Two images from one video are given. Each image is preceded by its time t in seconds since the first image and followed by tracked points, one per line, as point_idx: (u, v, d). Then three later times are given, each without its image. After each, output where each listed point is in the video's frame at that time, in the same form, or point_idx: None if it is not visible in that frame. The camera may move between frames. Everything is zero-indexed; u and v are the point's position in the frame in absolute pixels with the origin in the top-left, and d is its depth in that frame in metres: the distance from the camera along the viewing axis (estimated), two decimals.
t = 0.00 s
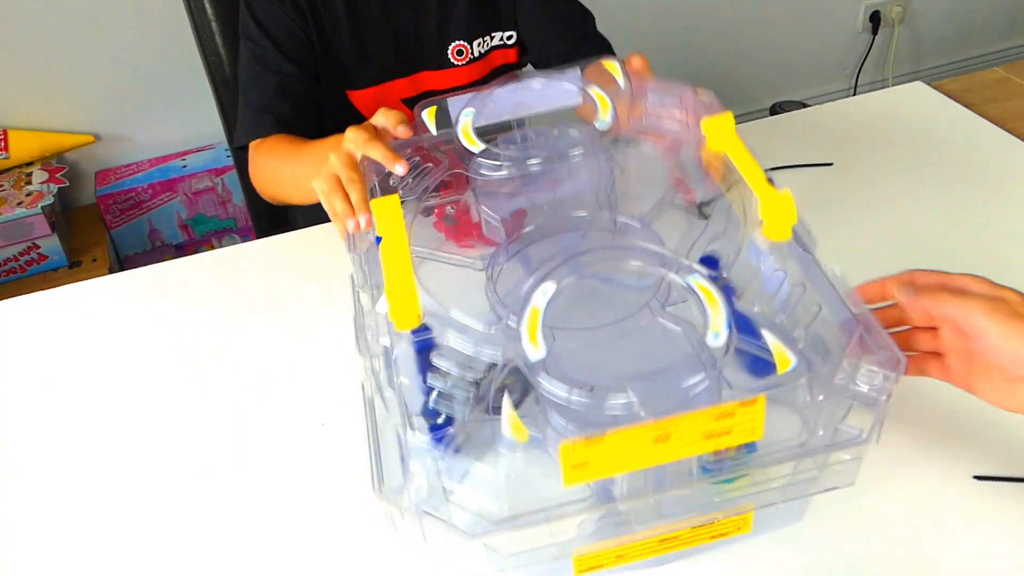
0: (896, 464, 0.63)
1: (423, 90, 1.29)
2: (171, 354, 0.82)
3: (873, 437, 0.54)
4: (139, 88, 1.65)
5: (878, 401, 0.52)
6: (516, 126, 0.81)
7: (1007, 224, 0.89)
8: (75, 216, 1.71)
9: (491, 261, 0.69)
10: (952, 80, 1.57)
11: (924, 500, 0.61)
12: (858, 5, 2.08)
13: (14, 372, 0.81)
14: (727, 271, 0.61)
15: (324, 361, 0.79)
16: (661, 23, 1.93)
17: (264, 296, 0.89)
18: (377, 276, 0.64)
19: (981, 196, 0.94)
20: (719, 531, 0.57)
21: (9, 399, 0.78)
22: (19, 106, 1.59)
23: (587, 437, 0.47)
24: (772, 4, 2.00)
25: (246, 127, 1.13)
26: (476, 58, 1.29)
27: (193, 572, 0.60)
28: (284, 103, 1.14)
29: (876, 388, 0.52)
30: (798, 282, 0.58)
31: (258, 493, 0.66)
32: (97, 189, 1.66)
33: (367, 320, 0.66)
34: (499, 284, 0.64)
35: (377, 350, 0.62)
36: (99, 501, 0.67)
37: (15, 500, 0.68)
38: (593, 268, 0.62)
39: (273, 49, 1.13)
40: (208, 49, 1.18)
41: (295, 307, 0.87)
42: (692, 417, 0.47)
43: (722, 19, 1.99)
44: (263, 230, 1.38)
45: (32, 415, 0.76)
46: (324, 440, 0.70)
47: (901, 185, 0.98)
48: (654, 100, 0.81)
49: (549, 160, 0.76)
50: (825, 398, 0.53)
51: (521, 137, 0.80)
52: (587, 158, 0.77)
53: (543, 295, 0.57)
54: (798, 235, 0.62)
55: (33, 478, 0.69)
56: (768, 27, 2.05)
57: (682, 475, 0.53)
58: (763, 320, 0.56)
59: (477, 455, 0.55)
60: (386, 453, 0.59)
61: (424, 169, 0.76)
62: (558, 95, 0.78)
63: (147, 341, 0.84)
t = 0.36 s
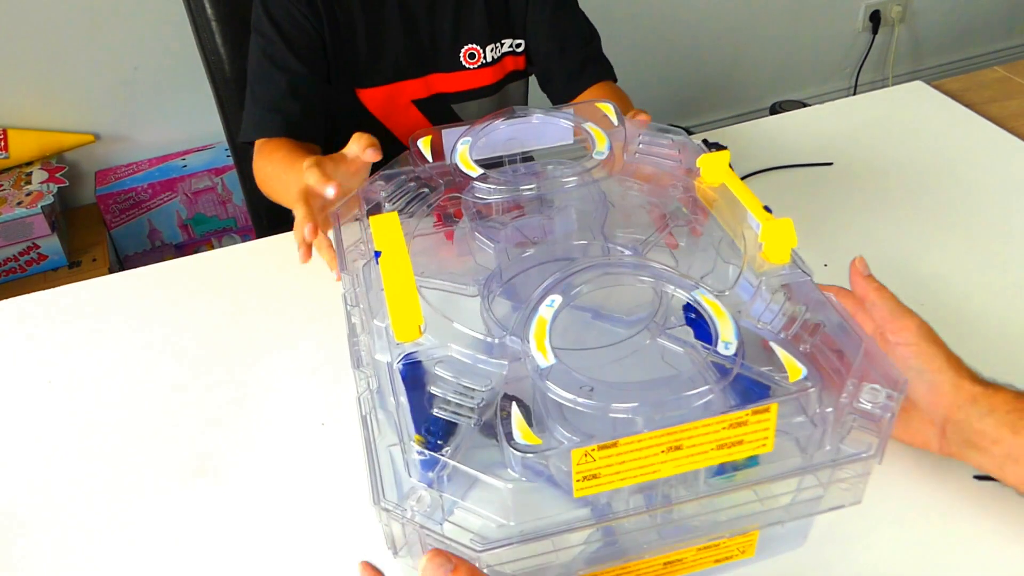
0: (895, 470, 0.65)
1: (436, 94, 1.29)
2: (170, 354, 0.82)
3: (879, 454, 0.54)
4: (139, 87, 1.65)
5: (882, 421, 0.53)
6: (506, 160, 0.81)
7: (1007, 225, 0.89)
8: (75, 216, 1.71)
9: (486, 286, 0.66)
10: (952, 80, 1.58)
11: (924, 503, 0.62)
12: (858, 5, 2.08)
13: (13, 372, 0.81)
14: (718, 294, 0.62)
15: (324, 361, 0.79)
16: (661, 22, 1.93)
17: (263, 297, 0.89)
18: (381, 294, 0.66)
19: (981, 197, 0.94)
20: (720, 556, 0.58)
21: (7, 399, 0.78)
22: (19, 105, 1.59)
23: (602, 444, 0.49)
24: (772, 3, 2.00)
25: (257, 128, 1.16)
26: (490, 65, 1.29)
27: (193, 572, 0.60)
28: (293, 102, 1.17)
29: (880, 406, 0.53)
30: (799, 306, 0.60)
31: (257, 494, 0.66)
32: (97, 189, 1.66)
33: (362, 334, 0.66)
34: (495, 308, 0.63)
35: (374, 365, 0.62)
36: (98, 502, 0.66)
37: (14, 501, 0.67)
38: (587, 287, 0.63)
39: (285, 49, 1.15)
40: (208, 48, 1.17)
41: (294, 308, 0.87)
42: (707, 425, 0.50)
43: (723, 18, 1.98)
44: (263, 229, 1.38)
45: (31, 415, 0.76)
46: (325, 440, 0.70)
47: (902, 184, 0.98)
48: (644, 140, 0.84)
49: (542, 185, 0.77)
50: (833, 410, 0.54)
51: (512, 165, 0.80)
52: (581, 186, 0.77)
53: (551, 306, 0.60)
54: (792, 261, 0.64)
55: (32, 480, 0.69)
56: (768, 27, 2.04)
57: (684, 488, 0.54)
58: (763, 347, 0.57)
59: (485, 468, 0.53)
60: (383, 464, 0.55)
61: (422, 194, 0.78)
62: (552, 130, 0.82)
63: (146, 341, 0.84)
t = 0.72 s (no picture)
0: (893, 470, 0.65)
1: (438, 89, 1.27)
2: (170, 354, 0.82)
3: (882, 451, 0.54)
4: (139, 88, 1.65)
5: (884, 417, 0.53)
6: (504, 161, 0.80)
7: (1007, 225, 0.89)
8: (75, 216, 1.71)
9: (486, 288, 0.66)
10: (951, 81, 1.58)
11: (923, 503, 0.62)
12: (858, 5, 2.08)
13: (13, 372, 0.81)
14: (719, 293, 0.62)
15: (324, 360, 0.79)
16: (661, 22, 1.93)
17: (263, 296, 0.89)
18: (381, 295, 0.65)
19: (980, 197, 0.94)
20: (727, 553, 0.57)
21: (7, 399, 0.78)
22: (19, 106, 1.59)
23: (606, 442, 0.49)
24: (771, 3, 2.00)
25: (257, 130, 1.18)
26: (492, 60, 1.28)
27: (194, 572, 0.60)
28: (292, 107, 1.17)
29: (882, 403, 0.53)
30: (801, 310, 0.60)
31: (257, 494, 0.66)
32: (97, 189, 1.65)
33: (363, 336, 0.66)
34: (496, 309, 0.63)
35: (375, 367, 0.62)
36: (99, 501, 0.66)
37: (13, 501, 0.67)
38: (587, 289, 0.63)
39: (285, 52, 1.15)
40: (209, 48, 1.18)
41: (293, 308, 0.87)
42: (713, 424, 0.50)
43: (723, 19, 1.98)
44: (262, 229, 1.38)
45: (31, 416, 0.76)
46: (325, 440, 0.70)
47: (901, 184, 0.98)
48: (642, 140, 0.84)
49: (541, 185, 0.77)
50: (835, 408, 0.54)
51: (509, 165, 0.80)
52: (579, 187, 0.77)
53: (553, 305, 0.60)
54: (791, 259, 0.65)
55: (33, 480, 0.69)
56: (768, 28, 2.04)
57: (688, 486, 0.53)
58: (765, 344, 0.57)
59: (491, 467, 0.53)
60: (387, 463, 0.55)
61: (420, 194, 0.78)
62: (551, 130, 0.82)
63: (145, 341, 0.84)
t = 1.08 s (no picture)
0: (890, 469, 0.65)
1: (424, 91, 1.29)
2: (171, 354, 0.82)
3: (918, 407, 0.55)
4: (140, 89, 1.65)
5: (919, 371, 0.55)
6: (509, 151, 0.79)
7: (1007, 226, 0.89)
8: (75, 216, 1.71)
9: (502, 255, 0.66)
10: (952, 81, 1.58)
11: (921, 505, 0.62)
12: (858, 6, 2.08)
13: (14, 372, 0.81)
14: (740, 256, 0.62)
15: (324, 360, 0.80)
16: (661, 23, 1.93)
17: (264, 296, 0.89)
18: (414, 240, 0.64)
19: (979, 197, 0.94)
20: (761, 514, 0.58)
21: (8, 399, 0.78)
22: (19, 106, 1.59)
23: (671, 365, 0.49)
24: (771, 4, 2.00)
25: (257, 129, 1.17)
26: (477, 62, 1.30)
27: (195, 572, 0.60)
28: (286, 104, 1.16)
29: (914, 358, 0.56)
30: (824, 264, 0.61)
31: (260, 492, 0.66)
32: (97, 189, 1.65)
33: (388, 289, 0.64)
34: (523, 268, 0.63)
35: (401, 319, 0.60)
36: (101, 500, 0.66)
37: (14, 501, 0.67)
38: (614, 240, 0.62)
39: (279, 51, 1.15)
40: (208, 49, 1.18)
41: (292, 308, 0.87)
42: (774, 353, 0.50)
43: (723, 19, 1.98)
44: (261, 228, 1.38)
45: (31, 416, 0.75)
46: (325, 440, 0.71)
47: (901, 184, 0.98)
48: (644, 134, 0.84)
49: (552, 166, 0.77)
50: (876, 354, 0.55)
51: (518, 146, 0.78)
52: (589, 170, 0.78)
53: (597, 249, 0.60)
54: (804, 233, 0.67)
55: (34, 479, 0.69)
56: (768, 28, 2.04)
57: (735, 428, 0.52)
58: (802, 298, 0.57)
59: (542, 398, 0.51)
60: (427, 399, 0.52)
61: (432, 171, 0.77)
62: (557, 122, 0.82)
63: (146, 341, 0.84)
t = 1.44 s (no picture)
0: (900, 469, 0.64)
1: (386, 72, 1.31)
2: (172, 356, 0.81)
3: (879, 428, 0.56)
4: (139, 88, 1.65)
5: (879, 395, 0.56)
6: (499, 153, 0.80)
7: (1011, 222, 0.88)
8: (75, 216, 1.70)
9: (486, 276, 0.67)
10: (952, 81, 1.57)
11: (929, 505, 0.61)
12: (858, 5, 2.08)
13: (13, 373, 0.81)
14: (717, 278, 0.62)
15: (324, 361, 0.79)
16: (661, 23, 1.93)
17: (263, 297, 0.88)
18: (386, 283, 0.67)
19: (982, 195, 0.94)
20: (725, 531, 0.57)
21: (7, 401, 0.77)
22: (19, 106, 1.59)
23: (612, 424, 0.50)
24: (771, 4, 2.00)
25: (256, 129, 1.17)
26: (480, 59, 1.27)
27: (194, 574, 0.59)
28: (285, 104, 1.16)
29: (876, 380, 0.56)
30: (792, 292, 0.62)
31: (260, 494, 0.65)
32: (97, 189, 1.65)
33: (368, 325, 0.66)
34: (495, 298, 0.64)
35: (379, 356, 0.63)
36: (100, 506, 0.66)
37: (14, 504, 0.67)
38: (579, 271, 0.63)
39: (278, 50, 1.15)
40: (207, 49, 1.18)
41: (291, 309, 0.86)
42: (714, 404, 0.51)
43: (723, 19, 1.98)
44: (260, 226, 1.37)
45: (31, 418, 0.75)
46: (325, 440, 0.70)
47: (902, 183, 0.98)
48: (635, 132, 0.84)
49: (538, 176, 0.77)
50: (833, 386, 0.55)
51: (504, 158, 0.79)
52: (576, 176, 0.77)
53: (555, 293, 0.60)
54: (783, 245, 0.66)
55: (33, 482, 0.69)
56: (768, 28, 2.04)
57: (690, 467, 0.54)
58: (758, 329, 0.58)
59: (503, 452, 0.53)
60: (394, 452, 0.56)
61: (419, 187, 0.78)
62: (546, 121, 0.82)
63: (145, 343, 0.83)
